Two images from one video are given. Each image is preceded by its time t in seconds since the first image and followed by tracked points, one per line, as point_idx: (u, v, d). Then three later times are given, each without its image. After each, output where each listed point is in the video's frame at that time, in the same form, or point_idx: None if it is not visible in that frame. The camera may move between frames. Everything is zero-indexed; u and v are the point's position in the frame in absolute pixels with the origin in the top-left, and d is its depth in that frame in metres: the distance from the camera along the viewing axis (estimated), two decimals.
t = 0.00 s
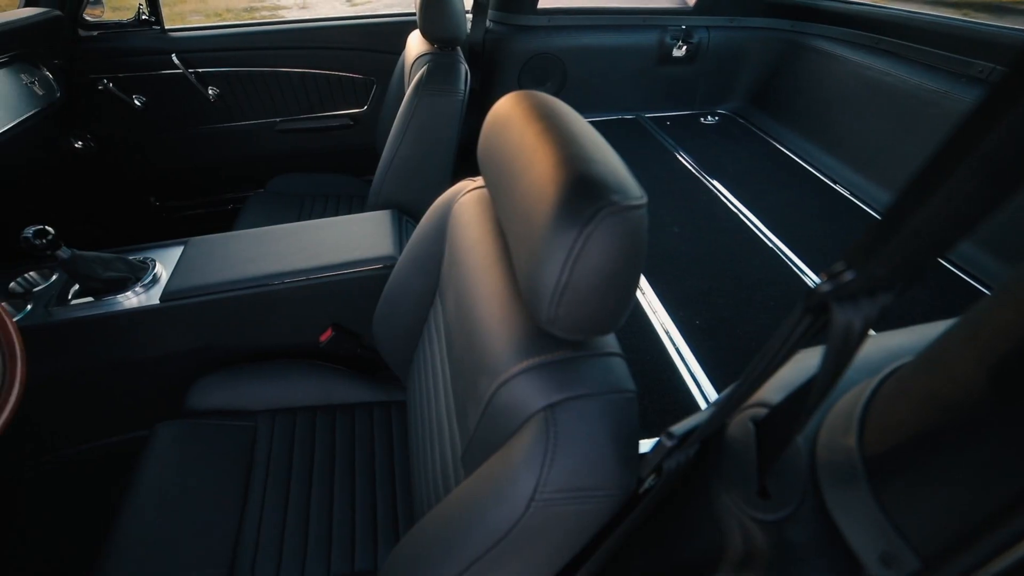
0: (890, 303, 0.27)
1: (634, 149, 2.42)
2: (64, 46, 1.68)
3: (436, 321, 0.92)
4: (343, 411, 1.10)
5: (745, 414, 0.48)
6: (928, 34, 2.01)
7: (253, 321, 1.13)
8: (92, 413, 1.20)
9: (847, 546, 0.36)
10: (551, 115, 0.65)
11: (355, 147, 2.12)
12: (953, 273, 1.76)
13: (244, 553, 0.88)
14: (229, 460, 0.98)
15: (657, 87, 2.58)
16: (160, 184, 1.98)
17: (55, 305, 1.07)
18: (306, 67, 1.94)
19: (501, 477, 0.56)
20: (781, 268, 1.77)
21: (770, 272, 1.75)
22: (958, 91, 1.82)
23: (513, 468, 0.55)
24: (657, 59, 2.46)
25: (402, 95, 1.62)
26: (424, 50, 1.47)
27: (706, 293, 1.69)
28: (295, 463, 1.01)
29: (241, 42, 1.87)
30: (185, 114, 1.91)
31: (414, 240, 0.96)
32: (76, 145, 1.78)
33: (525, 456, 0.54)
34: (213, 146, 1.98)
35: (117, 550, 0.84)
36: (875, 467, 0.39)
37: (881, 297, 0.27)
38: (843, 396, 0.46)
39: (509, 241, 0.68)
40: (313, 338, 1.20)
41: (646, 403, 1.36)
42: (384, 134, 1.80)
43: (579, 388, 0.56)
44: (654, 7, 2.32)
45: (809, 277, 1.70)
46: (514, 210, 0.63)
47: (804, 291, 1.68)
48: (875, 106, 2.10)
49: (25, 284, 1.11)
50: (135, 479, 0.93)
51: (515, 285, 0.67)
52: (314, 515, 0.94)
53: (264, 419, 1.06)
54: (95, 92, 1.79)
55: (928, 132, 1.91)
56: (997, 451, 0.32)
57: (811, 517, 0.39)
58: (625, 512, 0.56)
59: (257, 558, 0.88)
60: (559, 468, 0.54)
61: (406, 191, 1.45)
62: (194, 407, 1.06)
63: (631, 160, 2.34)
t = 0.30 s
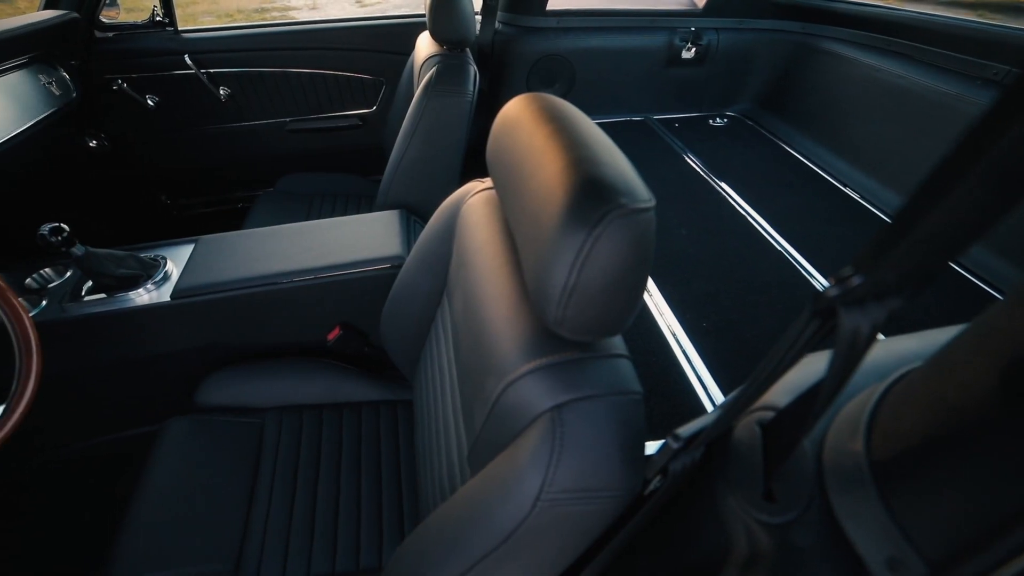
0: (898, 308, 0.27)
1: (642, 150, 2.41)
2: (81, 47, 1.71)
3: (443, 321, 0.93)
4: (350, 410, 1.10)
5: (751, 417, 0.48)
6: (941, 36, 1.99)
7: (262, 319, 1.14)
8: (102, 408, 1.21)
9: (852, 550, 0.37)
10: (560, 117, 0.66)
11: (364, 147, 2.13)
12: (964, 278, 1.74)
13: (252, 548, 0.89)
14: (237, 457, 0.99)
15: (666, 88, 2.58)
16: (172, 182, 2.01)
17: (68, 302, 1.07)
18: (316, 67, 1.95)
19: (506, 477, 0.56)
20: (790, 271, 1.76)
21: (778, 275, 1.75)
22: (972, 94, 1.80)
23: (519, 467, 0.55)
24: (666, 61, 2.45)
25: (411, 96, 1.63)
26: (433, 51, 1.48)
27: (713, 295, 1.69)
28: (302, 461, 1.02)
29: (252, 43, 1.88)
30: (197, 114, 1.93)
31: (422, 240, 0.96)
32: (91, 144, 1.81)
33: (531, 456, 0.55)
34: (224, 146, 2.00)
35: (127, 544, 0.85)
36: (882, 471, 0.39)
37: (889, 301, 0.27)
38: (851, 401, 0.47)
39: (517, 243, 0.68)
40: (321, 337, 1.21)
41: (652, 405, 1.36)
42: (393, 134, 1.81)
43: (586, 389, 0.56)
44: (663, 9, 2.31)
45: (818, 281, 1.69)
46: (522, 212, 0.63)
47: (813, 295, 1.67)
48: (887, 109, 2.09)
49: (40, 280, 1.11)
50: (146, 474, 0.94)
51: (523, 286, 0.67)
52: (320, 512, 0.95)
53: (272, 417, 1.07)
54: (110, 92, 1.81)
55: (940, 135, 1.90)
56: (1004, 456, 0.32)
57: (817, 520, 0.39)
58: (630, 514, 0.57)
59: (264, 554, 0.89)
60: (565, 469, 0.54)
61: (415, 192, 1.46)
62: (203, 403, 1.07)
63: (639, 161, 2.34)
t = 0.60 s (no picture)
0: (908, 312, 0.27)
1: (651, 152, 2.41)
2: (98, 48, 1.73)
3: (450, 321, 0.93)
4: (357, 408, 1.11)
5: (758, 420, 0.49)
6: (955, 39, 1.98)
7: (272, 317, 1.15)
8: (114, 403, 1.23)
9: (859, 554, 0.37)
10: (570, 119, 0.66)
11: (373, 147, 2.14)
12: (975, 283, 1.73)
13: (257, 544, 0.90)
14: (245, 454, 1.00)
15: (674, 91, 2.57)
16: (184, 181, 2.04)
17: (83, 297, 1.09)
18: (326, 68, 1.97)
19: (512, 477, 0.56)
20: (799, 275, 1.75)
21: (786, 278, 1.74)
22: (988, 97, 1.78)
23: (525, 467, 0.56)
24: (675, 63, 2.45)
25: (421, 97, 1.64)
26: (443, 52, 1.49)
27: (720, 298, 1.68)
28: (309, 458, 1.02)
29: (264, 44, 1.90)
30: (209, 113, 1.96)
31: (431, 241, 0.97)
32: (105, 143, 1.82)
33: (537, 456, 0.55)
34: (236, 145, 2.02)
35: (137, 538, 0.86)
36: (888, 475, 0.39)
37: (898, 306, 0.27)
38: (859, 404, 0.46)
39: (525, 244, 0.68)
40: (329, 335, 1.21)
41: (658, 407, 1.36)
42: (402, 134, 1.82)
43: (593, 389, 0.56)
44: (673, 11, 2.31)
45: (827, 284, 1.68)
46: (531, 213, 0.64)
47: (821, 298, 1.66)
48: (899, 112, 2.07)
49: (56, 276, 1.12)
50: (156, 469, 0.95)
51: (531, 287, 0.67)
52: (326, 510, 0.96)
53: (279, 414, 1.08)
54: (124, 92, 1.84)
55: (953, 139, 1.88)
56: (1012, 463, 0.32)
57: (823, 523, 0.39)
58: (637, 515, 0.57)
59: (271, 550, 0.89)
60: (571, 469, 0.54)
61: (423, 192, 1.46)
62: (212, 399, 1.08)
63: (647, 163, 2.33)
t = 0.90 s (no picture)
0: (916, 316, 0.28)
1: (659, 155, 2.41)
2: (114, 49, 1.75)
3: (458, 321, 0.94)
4: (364, 406, 1.12)
5: (765, 422, 0.49)
6: (971, 42, 1.97)
7: (281, 315, 1.16)
8: (126, 398, 1.25)
9: (865, 555, 0.37)
10: (580, 121, 0.66)
11: (382, 148, 2.16)
12: (987, 288, 1.71)
13: (265, 539, 0.91)
14: (254, 450, 1.01)
15: (684, 93, 2.57)
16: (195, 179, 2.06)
17: (97, 293, 1.10)
18: (337, 69, 1.98)
19: (519, 476, 0.57)
20: (807, 278, 1.74)
21: (795, 282, 1.73)
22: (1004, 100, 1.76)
23: (532, 467, 0.56)
24: (685, 65, 2.44)
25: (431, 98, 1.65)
26: (453, 53, 1.49)
27: (728, 301, 1.68)
28: (316, 455, 1.03)
29: (276, 44, 1.91)
30: (222, 113, 1.98)
31: (439, 241, 0.97)
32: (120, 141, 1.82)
33: (544, 456, 0.55)
34: (247, 145, 2.04)
35: (146, 531, 0.87)
36: (896, 478, 0.39)
37: (907, 309, 0.28)
38: (868, 408, 0.47)
39: (535, 245, 0.69)
40: (337, 334, 1.22)
41: (664, 409, 1.36)
42: (412, 135, 1.83)
43: (601, 390, 0.56)
44: (683, 13, 2.30)
45: (835, 288, 1.68)
46: (541, 214, 0.64)
47: (830, 302, 1.65)
48: (912, 115, 2.06)
49: (71, 272, 1.14)
50: (167, 464, 0.96)
51: (539, 287, 0.67)
52: (332, 506, 0.96)
53: (287, 411, 1.09)
54: (139, 92, 1.86)
55: (966, 143, 1.87)
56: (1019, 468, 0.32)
57: (829, 525, 0.39)
58: (642, 516, 0.57)
59: (278, 546, 0.90)
60: (578, 469, 0.54)
61: (432, 192, 1.47)
62: (222, 395, 1.10)
63: (656, 166, 2.33)
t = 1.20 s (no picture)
0: (927, 321, 0.28)
1: (669, 157, 2.40)
2: (131, 50, 1.78)
3: (466, 321, 0.94)
4: (371, 405, 1.12)
5: (773, 425, 0.49)
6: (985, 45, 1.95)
7: (291, 313, 1.17)
8: (138, 392, 1.27)
9: (871, 558, 0.37)
10: (591, 123, 0.67)
11: (392, 148, 2.17)
12: (1000, 293, 1.69)
13: (271, 534, 0.91)
14: (262, 446, 1.02)
15: (694, 95, 2.56)
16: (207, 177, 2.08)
17: (112, 289, 1.12)
18: (348, 69, 1.99)
19: (526, 475, 0.57)
20: (817, 282, 1.73)
21: (804, 286, 1.72)
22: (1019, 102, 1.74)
23: (540, 466, 0.56)
24: (695, 67, 2.43)
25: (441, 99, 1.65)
26: (463, 55, 1.50)
27: (736, 304, 1.67)
28: (323, 452, 1.04)
29: (288, 44, 1.93)
30: (234, 112, 2.00)
31: (448, 241, 0.98)
32: (135, 140, 1.85)
33: (552, 455, 0.55)
34: (259, 144, 2.06)
35: (157, 525, 0.88)
36: (903, 482, 0.39)
37: (917, 314, 0.28)
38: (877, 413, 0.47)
39: (544, 246, 0.69)
40: (346, 332, 1.23)
41: (671, 411, 1.36)
42: (421, 135, 1.84)
43: (609, 391, 0.57)
44: (694, 16, 2.30)
45: (845, 291, 1.67)
46: (551, 215, 0.64)
47: (839, 306, 1.64)
48: (925, 118, 2.04)
49: (86, 268, 1.16)
50: (177, 459, 0.97)
51: (549, 288, 0.68)
52: (339, 504, 0.97)
53: (294, 408, 1.10)
54: (154, 92, 1.88)
55: (979, 147, 1.85)
56: None
57: (837, 528, 0.40)
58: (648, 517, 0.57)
59: (285, 541, 0.91)
60: (585, 469, 0.55)
61: (441, 192, 1.48)
62: (231, 392, 1.11)
63: (665, 168, 2.32)
